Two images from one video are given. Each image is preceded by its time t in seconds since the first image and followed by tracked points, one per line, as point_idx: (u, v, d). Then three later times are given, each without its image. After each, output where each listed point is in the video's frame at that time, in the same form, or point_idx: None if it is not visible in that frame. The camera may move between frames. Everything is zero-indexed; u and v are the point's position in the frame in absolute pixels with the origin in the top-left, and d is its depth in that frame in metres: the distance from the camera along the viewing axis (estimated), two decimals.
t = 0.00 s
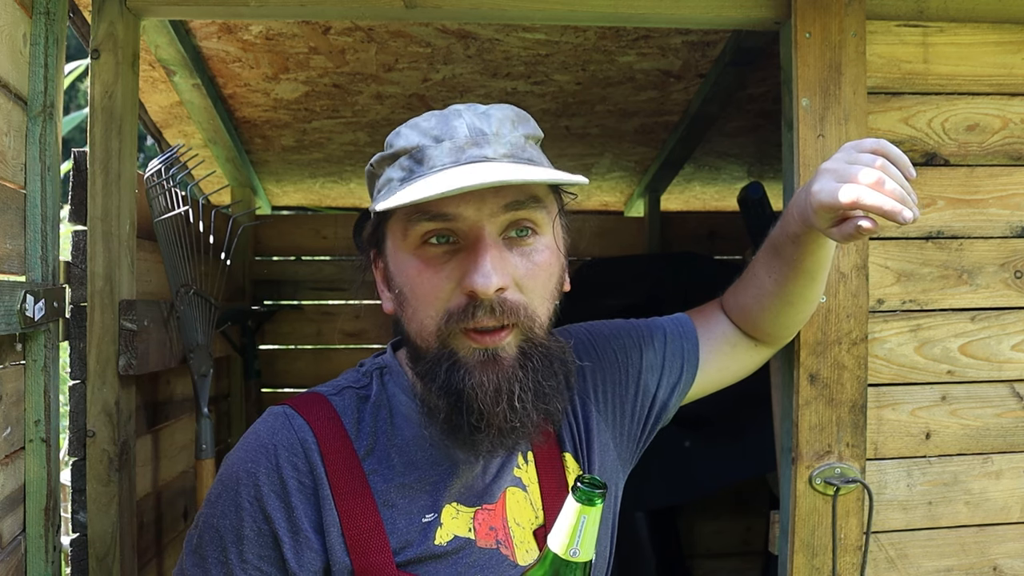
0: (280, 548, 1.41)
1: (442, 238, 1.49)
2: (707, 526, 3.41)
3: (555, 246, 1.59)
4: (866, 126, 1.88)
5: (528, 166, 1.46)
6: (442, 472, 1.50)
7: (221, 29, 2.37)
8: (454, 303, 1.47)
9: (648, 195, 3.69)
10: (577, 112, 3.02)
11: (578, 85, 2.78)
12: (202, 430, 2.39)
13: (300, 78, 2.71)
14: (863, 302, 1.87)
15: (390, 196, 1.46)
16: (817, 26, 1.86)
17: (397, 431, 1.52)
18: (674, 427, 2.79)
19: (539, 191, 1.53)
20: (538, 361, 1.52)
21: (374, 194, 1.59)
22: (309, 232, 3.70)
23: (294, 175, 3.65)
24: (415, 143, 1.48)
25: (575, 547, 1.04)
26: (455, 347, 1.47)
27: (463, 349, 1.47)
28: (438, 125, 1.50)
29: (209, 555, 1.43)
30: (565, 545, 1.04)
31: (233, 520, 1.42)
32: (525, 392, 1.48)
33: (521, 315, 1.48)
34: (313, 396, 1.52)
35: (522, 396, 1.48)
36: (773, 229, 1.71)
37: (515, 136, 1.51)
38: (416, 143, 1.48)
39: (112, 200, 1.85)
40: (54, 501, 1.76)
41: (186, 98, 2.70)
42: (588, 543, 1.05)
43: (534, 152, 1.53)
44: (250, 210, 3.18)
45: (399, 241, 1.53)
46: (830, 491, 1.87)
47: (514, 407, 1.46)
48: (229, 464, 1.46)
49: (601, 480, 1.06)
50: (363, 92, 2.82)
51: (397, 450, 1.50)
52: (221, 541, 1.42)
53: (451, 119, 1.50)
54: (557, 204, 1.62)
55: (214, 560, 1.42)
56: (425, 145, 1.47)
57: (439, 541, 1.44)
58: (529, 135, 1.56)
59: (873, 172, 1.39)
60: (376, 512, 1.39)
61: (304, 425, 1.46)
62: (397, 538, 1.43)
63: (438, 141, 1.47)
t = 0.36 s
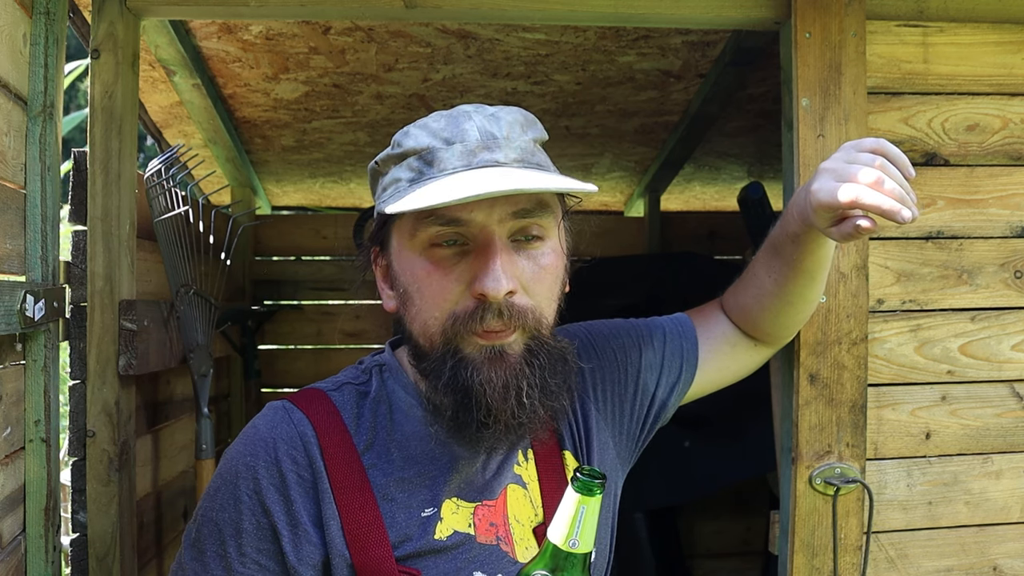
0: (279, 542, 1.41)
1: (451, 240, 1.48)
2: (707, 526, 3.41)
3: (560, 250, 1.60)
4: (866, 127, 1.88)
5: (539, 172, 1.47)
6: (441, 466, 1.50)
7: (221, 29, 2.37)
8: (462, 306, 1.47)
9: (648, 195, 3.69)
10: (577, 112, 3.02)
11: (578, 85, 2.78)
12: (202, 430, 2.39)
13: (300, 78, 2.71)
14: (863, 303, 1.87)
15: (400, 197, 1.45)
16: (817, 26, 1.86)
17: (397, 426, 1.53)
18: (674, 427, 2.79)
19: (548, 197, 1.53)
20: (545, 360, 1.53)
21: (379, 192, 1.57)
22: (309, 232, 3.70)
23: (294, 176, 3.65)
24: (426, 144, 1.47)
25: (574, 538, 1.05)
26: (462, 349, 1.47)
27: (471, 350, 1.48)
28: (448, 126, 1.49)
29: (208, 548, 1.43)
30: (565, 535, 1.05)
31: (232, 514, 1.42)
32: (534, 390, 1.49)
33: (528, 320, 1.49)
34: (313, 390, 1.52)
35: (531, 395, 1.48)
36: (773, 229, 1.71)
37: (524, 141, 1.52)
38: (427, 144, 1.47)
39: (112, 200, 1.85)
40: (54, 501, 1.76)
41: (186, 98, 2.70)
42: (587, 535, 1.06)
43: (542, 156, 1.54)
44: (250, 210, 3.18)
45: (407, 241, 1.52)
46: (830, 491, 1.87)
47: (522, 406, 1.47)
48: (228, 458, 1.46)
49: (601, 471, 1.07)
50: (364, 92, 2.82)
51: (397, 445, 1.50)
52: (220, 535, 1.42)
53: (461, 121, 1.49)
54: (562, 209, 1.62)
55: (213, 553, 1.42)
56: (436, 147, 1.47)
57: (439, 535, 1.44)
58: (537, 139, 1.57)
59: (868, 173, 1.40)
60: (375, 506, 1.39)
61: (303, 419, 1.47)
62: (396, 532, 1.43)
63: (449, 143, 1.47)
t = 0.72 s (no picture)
0: (279, 538, 1.41)
1: (457, 235, 1.49)
2: (707, 526, 3.41)
3: (564, 249, 1.61)
4: (866, 126, 1.88)
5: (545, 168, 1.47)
6: (441, 464, 1.50)
7: (221, 29, 2.37)
8: (469, 300, 1.47)
9: (648, 195, 3.69)
10: (577, 112, 3.02)
11: (578, 85, 2.78)
12: (202, 430, 2.39)
13: (300, 78, 2.71)
14: (863, 302, 1.87)
15: (407, 192, 1.45)
16: (817, 26, 1.86)
17: (397, 424, 1.53)
18: (674, 426, 2.79)
19: (552, 192, 1.54)
20: (549, 359, 1.54)
21: (384, 189, 1.57)
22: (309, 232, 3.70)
23: (294, 175, 3.65)
24: (432, 139, 1.47)
25: (573, 536, 1.06)
26: (468, 344, 1.47)
27: (476, 346, 1.48)
28: (455, 122, 1.49)
29: (207, 544, 1.43)
30: (564, 532, 1.05)
31: (232, 510, 1.42)
32: (540, 388, 1.50)
33: (533, 315, 1.49)
34: (314, 387, 1.53)
35: (537, 394, 1.49)
36: (774, 229, 1.71)
37: (530, 137, 1.52)
38: (434, 139, 1.48)
39: (112, 200, 1.85)
40: (53, 501, 1.76)
41: (186, 98, 2.70)
42: (585, 532, 1.06)
43: (547, 154, 1.55)
44: (250, 210, 3.18)
45: (412, 236, 1.52)
46: (830, 491, 1.87)
47: (529, 404, 1.47)
48: (228, 454, 1.46)
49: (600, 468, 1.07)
50: (364, 92, 2.82)
51: (397, 443, 1.50)
52: (219, 531, 1.42)
53: (467, 118, 1.50)
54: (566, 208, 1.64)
55: (212, 550, 1.42)
56: (443, 142, 1.47)
57: (439, 534, 1.44)
58: (541, 137, 1.57)
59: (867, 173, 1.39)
60: (376, 504, 1.39)
61: (304, 416, 1.47)
62: (396, 530, 1.43)
63: (456, 138, 1.47)
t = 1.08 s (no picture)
0: (280, 539, 1.41)
1: (453, 236, 1.49)
2: (707, 526, 3.41)
3: (563, 248, 1.60)
4: (866, 127, 1.88)
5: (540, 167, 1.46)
6: (443, 465, 1.50)
7: (221, 29, 2.37)
8: (467, 301, 1.47)
9: (648, 195, 3.69)
10: (577, 112, 3.02)
11: (578, 85, 2.78)
12: (202, 430, 2.39)
13: (300, 78, 2.71)
14: (863, 302, 1.87)
15: (403, 195, 1.45)
16: (817, 26, 1.86)
17: (399, 425, 1.53)
18: (674, 426, 2.79)
19: (549, 192, 1.54)
20: (549, 360, 1.54)
21: (382, 193, 1.58)
22: (309, 232, 3.70)
23: (294, 175, 3.65)
24: (428, 142, 1.47)
25: (575, 541, 1.05)
26: (466, 348, 1.48)
27: (475, 348, 1.48)
28: (450, 125, 1.49)
29: (208, 545, 1.43)
30: (565, 538, 1.05)
31: (234, 511, 1.42)
32: (540, 389, 1.49)
33: (532, 315, 1.49)
34: (315, 389, 1.52)
35: (537, 395, 1.48)
36: (774, 229, 1.71)
37: (525, 138, 1.52)
38: (429, 142, 1.48)
39: (112, 200, 1.85)
40: (53, 501, 1.76)
41: (186, 98, 2.70)
42: (588, 537, 1.05)
43: (543, 153, 1.54)
44: (250, 210, 3.18)
45: (409, 239, 1.52)
46: (830, 491, 1.87)
47: (528, 406, 1.47)
48: (230, 455, 1.46)
49: (603, 473, 1.06)
50: (364, 92, 2.82)
51: (399, 444, 1.50)
52: (221, 531, 1.42)
53: (462, 120, 1.49)
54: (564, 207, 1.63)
55: (214, 550, 1.42)
56: (438, 145, 1.47)
57: (439, 535, 1.44)
58: (537, 138, 1.56)
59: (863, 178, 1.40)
60: (377, 507, 1.39)
61: (306, 417, 1.46)
62: (397, 532, 1.43)
63: (450, 140, 1.47)
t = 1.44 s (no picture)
0: (280, 540, 1.41)
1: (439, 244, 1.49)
2: (707, 526, 3.41)
3: (555, 250, 1.58)
4: (866, 127, 1.88)
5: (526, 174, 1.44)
6: (442, 467, 1.50)
7: (221, 29, 2.37)
8: (451, 310, 1.47)
9: (648, 195, 3.69)
10: (577, 112, 3.02)
11: (578, 85, 2.78)
12: (202, 430, 2.39)
13: (300, 78, 2.71)
14: (863, 302, 1.87)
15: (389, 202, 1.46)
16: (817, 26, 1.86)
17: (398, 426, 1.53)
18: (674, 426, 2.79)
19: (539, 198, 1.51)
20: (538, 367, 1.53)
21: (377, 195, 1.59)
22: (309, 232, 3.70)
23: (294, 175, 3.65)
24: (414, 148, 1.47)
25: (575, 542, 1.05)
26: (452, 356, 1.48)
27: (462, 356, 1.48)
28: (437, 130, 1.49)
29: (208, 546, 1.43)
30: (565, 539, 1.04)
31: (233, 511, 1.42)
32: (524, 397, 1.49)
33: (517, 323, 1.49)
34: (315, 389, 1.52)
35: (520, 403, 1.47)
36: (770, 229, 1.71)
37: (514, 142, 1.50)
38: (416, 148, 1.48)
39: (112, 200, 1.85)
40: (53, 501, 1.76)
41: (186, 98, 2.70)
42: (587, 538, 1.05)
43: (534, 157, 1.52)
44: (250, 210, 3.18)
45: (398, 245, 1.53)
46: (830, 491, 1.87)
47: (511, 415, 1.46)
48: (230, 456, 1.46)
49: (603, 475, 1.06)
50: (364, 92, 2.82)
51: (398, 445, 1.50)
52: (221, 532, 1.42)
53: (450, 124, 1.49)
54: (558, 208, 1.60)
55: (214, 551, 1.42)
56: (424, 151, 1.47)
57: (439, 536, 1.44)
58: (529, 141, 1.54)
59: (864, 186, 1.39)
60: (376, 508, 1.39)
61: (305, 418, 1.46)
62: (396, 532, 1.43)
63: (437, 147, 1.47)
